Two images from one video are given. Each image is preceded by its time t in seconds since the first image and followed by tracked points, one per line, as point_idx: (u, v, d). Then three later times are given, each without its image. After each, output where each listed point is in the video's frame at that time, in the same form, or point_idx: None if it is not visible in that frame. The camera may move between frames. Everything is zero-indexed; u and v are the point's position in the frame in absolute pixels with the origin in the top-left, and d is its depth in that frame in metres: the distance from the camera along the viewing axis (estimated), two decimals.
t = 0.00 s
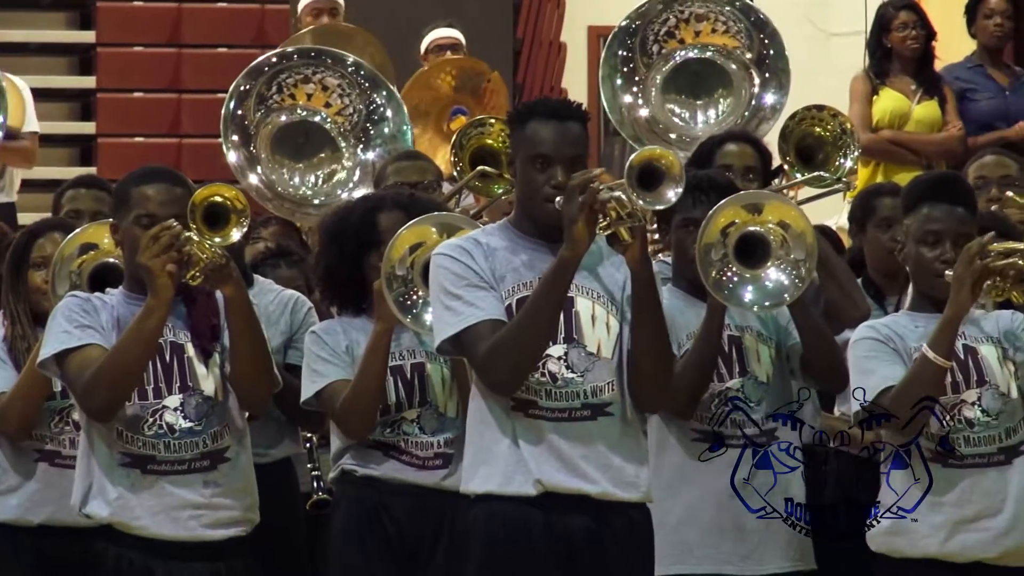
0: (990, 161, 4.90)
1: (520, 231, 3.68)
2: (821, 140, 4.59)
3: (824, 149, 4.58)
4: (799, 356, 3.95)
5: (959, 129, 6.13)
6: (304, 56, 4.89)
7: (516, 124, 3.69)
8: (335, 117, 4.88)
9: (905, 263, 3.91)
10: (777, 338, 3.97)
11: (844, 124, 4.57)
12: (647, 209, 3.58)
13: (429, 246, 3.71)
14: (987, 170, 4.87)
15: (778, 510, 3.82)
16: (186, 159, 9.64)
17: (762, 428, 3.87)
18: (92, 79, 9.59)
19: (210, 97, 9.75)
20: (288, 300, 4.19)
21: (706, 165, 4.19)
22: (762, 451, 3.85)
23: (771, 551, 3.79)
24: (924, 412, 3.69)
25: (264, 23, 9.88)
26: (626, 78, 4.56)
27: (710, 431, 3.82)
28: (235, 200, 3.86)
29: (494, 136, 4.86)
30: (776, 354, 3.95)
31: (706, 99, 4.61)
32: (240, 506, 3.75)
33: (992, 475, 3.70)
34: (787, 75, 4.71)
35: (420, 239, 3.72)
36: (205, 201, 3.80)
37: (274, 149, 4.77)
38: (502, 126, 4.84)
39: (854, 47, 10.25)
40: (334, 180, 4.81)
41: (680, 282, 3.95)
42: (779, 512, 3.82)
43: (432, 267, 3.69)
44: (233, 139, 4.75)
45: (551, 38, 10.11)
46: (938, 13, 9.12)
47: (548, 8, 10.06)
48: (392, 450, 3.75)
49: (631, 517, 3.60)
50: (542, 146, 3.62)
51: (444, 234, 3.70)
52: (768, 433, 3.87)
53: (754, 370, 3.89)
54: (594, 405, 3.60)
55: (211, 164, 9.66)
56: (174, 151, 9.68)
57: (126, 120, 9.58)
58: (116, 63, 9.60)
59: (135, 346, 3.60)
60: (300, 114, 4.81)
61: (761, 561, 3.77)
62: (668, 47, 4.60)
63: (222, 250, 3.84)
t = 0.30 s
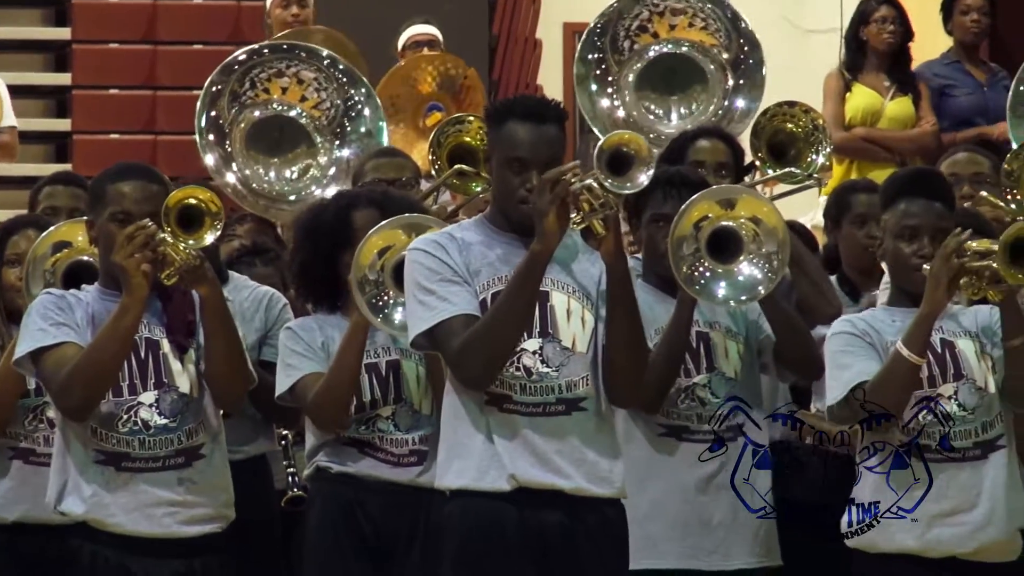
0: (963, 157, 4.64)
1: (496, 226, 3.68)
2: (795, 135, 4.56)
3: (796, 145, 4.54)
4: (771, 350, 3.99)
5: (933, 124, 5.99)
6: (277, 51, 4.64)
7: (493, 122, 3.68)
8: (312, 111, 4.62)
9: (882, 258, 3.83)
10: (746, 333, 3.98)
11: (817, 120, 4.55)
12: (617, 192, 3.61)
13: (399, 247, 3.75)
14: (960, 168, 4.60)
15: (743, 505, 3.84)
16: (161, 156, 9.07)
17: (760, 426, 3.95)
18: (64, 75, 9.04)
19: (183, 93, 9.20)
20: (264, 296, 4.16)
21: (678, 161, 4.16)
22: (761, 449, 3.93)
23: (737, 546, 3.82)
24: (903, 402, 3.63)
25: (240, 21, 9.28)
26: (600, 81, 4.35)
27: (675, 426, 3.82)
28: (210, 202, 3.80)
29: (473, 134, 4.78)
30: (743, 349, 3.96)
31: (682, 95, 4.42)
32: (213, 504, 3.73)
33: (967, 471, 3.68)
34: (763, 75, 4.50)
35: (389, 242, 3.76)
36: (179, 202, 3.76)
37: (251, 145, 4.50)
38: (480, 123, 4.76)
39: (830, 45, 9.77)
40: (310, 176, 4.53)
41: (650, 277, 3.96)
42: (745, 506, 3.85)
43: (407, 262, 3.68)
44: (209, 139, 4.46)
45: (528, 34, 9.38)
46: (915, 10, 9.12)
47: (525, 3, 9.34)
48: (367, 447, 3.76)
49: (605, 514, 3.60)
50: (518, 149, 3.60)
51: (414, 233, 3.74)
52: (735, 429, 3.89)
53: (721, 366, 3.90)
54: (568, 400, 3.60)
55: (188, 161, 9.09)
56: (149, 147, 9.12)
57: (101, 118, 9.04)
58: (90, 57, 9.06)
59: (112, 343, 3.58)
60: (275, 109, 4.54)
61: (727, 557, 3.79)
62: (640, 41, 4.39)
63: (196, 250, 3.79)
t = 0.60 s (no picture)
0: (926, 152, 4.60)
1: (462, 224, 3.67)
2: (757, 133, 4.34)
3: (760, 142, 4.33)
4: (731, 345, 4.02)
5: (899, 116, 5.88)
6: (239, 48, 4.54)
7: (463, 120, 3.63)
8: (276, 108, 4.51)
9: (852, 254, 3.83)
10: (705, 328, 4.00)
11: (779, 115, 4.33)
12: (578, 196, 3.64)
13: (369, 242, 3.72)
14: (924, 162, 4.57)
15: (699, 501, 3.85)
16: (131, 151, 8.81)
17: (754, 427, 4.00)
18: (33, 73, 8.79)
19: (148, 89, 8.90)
20: (231, 292, 4.16)
21: (641, 157, 4.15)
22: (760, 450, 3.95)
23: (696, 541, 3.83)
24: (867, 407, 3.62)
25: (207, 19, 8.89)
26: (567, 76, 4.36)
27: (633, 421, 3.83)
28: (181, 207, 3.77)
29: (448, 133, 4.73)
30: (702, 344, 3.97)
31: (649, 89, 4.40)
32: (179, 502, 3.74)
33: (935, 466, 3.68)
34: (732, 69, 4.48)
35: (357, 237, 3.73)
36: (150, 206, 3.71)
37: (214, 143, 4.42)
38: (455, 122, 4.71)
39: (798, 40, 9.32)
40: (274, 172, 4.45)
41: (612, 273, 4.00)
42: (703, 502, 3.87)
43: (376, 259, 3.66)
44: (173, 135, 4.38)
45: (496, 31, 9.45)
46: None
47: None
48: (335, 443, 3.76)
49: (574, 510, 3.60)
50: (485, 148, 3.57)
51: (381, 229, 3.72)
52: (693, 425, 3.89)
53: (680, 362, 3.91)
54: (535, 397, 3.60)
55: (155, 156, 8.81)
56: (118, 143, 8.86)
57: (66, 116, 8.79)
58: (57, 55, 8.81)
59: (79, 343, 3.58)
60: (237, 106, 4.45)
61: (686, 552, 3.81)
62: (607, 36, 4.39)
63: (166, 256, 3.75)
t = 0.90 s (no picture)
0: (889, 148, 4.61)
1: (428, 219, 3.66)
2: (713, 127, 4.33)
3: (716, 138, 4.32)
4: (694, 341, 4.02)
5: (863, 111, 5.82)
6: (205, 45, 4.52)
7: (426, 115, 3.64)
8: (242, 105, 4.52)
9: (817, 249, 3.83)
10: (669, 325, 4.00)
11: (735, 109, 4.31)
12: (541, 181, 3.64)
13: (332, 241, 3.72)
14: (886, 158, 4.58)
15: (663, 499, 3.83)
16: (94, 147, 8.84)
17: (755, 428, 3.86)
18: None
19: (114, 86, 8.98)
20: (197, 290, 4.17)
21: (600, 153, 4.13)
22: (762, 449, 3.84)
23: (662, 537, 3.82)
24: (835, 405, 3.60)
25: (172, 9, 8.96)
26: (536, 70, 4.42)
27: (596, 419, 3.82)
28: (146, 201, 3.72)
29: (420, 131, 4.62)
30: (666, 341, 3.97)
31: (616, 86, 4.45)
32: (145, 498, 3.76)
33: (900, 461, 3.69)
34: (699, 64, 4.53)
35: (322, 236, 3.73)
36: (114, 201, 3.68)
37: (181, 140, 4.41)
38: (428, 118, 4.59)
39: (761, 34, 9.05)
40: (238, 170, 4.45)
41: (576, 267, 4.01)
42: (667, 498, 3.85)
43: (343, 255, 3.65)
44: (138, 131, 4.38)
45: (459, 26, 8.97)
46: None
47: None
48: (301, 440, 3.76)
49: (542, 504, 3.56)
50: (450, 140, 3.58)
51: (346, 228, 3.71)
52: (656, 422, 3.87)
53: (643, 359, 3.90)
54: (503, 391, 3.57)
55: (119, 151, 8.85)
56: (82, 142, 8.89)
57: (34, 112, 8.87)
58: (19, 53, 8.89)
59: (43, 340, 3.57)
60: (203, 104, 4.45)
61: (650, 549, 3.80)
62: (577, 33, 4.43)
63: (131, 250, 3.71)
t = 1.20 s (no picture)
0: (853, 144, 4.64)
1: (393, 217, 3.65)
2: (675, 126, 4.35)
3: (678, 136, 4.34)
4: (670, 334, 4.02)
5: (826, 110, 5.88)
6: (171, 44, 4.51)
7: (391, 113, 3.63)
8: (206, 105, 4.50)
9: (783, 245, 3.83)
10: (643, 319, 3.99)
11: (697, 108, 4.33)
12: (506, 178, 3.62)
13: (297, 241, 3.70)
14: (850, 154, 4.59)
15: (641, 492, 3.83)
16: (58, 145, 8.99)
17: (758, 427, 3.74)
18: None
19: (80, 84, 9.26)
20: (162, 287, 4.16)
21: (563, 150, 4.12)
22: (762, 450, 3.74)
23: (638, 533, 3.81)
24: (799, 396, 3.63)
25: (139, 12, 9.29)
26: (500, 77, 4.44)
27: (572, 414, 3.82)
28: (108, 199, 3.74)
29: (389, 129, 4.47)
30: (640, 334, 3.97)
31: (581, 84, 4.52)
32: (110, 496, 3.75)
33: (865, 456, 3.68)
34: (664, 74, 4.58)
35: (288, 237, 3.71)
36: (77, 199, 3.70)
37: (144, 141, 4.42)
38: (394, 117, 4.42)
39: (726, 30, 9.03)
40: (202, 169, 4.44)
41: (547, 264, 3.99)
42: (645, 490, 3.84)
43: (306, 255, 3.63)
44: (102, 132, 4.38)
45: (422, 23, 8.97)
46: None
47: None
48: (267, 439, 3.76)
49: (509, 500, 3.56)
50: (415, 137, 3.57)
51: (311, 227, 3.68)
52: (632, 416, 3.87)
53: (618, 354, 3.90)
54: (468, 389, 3.56)
55: (84, 146, 8.95)
56: (46, 139, 9.05)
57: None
58: None
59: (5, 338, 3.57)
60: (167, 103, 4.45)
61: (626, 544, 3.79)
62: (538, 28, 4.50)
63: (94, 248, 3.73)
